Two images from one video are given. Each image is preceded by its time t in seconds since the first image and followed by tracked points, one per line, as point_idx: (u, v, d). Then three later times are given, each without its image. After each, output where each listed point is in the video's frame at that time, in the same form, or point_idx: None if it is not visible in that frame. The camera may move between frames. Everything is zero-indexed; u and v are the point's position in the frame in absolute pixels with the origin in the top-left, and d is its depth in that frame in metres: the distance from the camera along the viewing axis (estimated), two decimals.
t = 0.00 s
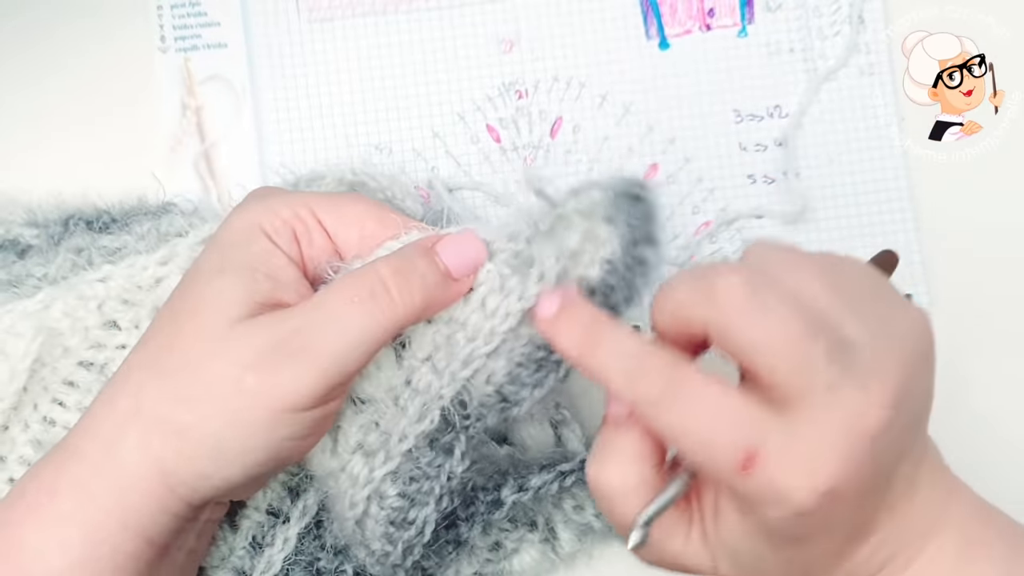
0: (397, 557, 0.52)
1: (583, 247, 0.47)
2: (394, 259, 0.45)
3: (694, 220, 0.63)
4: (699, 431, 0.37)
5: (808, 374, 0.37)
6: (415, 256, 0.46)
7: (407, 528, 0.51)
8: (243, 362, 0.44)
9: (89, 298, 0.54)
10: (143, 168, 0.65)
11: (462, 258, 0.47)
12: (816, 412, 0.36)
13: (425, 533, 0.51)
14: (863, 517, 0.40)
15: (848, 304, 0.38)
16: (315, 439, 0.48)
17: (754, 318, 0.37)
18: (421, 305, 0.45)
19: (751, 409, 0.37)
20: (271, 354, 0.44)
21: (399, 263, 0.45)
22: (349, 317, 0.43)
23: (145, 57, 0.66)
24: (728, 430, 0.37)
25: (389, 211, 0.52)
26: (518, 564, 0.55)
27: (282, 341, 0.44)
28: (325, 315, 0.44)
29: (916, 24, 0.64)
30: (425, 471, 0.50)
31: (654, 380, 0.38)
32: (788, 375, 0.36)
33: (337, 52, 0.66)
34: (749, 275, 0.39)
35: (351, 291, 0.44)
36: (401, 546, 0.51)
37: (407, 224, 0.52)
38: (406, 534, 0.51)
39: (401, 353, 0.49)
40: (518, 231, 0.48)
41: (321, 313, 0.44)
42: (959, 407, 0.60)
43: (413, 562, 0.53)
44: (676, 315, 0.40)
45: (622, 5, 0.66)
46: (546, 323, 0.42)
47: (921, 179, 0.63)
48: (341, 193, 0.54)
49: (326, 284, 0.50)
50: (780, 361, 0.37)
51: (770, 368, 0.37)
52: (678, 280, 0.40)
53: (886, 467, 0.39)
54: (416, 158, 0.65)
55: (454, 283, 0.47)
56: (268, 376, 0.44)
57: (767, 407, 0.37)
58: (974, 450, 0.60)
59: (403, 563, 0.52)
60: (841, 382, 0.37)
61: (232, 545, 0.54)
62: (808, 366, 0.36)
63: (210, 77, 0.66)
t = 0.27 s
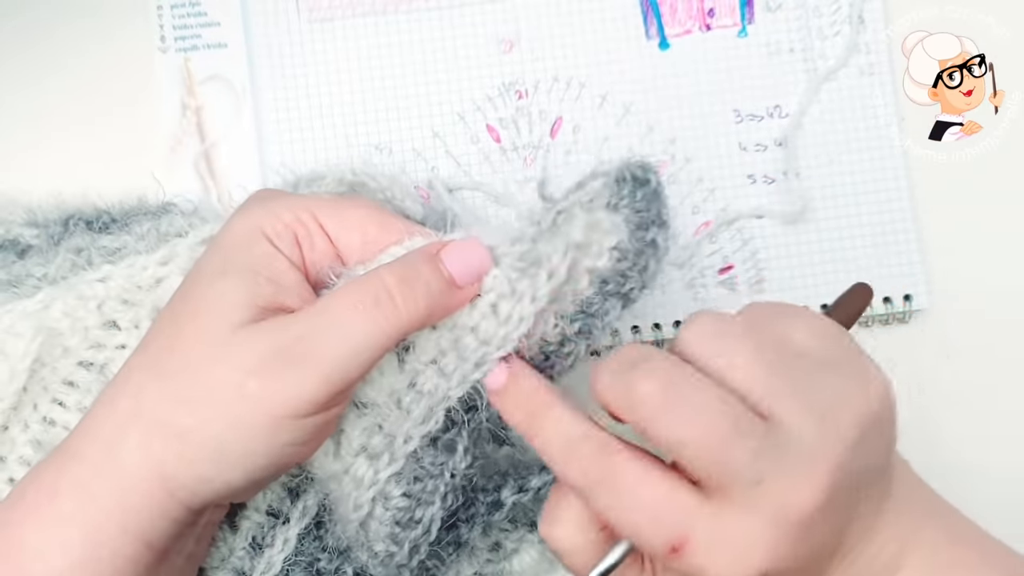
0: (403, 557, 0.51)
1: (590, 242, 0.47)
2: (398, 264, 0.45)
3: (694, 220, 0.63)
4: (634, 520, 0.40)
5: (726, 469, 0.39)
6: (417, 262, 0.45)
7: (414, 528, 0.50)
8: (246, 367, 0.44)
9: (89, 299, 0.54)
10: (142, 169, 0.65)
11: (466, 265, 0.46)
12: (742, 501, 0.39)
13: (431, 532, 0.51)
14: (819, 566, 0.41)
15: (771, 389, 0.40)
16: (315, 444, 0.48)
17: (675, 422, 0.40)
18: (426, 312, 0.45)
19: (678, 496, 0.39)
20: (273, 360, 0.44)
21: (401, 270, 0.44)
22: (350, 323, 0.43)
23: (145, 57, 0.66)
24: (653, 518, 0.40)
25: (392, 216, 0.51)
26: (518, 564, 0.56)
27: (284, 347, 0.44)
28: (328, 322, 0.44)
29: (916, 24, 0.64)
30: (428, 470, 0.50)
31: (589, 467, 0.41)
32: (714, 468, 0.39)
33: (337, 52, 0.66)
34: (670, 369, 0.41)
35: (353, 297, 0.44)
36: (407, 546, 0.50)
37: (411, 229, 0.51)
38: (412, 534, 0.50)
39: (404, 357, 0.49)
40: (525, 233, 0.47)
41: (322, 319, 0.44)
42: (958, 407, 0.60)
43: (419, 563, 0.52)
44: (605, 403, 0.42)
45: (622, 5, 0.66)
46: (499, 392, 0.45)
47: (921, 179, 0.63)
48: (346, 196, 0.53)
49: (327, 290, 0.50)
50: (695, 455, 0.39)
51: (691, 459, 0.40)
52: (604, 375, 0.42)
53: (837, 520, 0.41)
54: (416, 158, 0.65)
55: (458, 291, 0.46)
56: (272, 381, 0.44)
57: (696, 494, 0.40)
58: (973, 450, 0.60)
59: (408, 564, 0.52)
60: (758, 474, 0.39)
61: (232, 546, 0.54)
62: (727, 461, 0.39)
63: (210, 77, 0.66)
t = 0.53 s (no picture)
0: (409, 554, 0.51)
1: (587, 222, 0.49)
2: (401, 268, 0.45)
3: (694, 220, 0.63)
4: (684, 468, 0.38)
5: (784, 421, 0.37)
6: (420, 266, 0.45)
7: (421, 525, 0.51)
8: (249, 371, 0.44)
9: (89, 299, 0.54)
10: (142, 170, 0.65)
11: (470, 268, 0.46)
12: (794, 455, 0.37)
13: (438, 529, 0.52)
14: (849, 537, 0.40)
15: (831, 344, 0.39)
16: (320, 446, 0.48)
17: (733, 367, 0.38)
18: (429, 316, 0.45)
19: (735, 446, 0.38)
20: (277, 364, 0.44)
21: (404, 274, 0.44)
22: (354, 328, 0.43)
23: (145, 57, 0.66)
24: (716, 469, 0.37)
25: (394, 219, 0.52)
26: (518, 564, 0.55)
27: (288, 352, 0.44)
28: (331, 327, 0.43)
29: (916, 24, 0.64)
30: (438, 468, 0.51)
31: (636, 415, 0.39)
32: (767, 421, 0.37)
33: (337, 53, 0.66)
34: (730, 316, 0.40)
35: (357, 302, 0.43)
36: (414, 543, 0.51)
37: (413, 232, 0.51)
38: (420, 531, 0.51)
39: (411, 357, 0.49)
40: (520, 224, 0.50)
41: (326, 324, 0.44)
42: (958, 408, 0.60)
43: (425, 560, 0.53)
44: (660, 352, 0.41)
45: (621, 5, 0.66)
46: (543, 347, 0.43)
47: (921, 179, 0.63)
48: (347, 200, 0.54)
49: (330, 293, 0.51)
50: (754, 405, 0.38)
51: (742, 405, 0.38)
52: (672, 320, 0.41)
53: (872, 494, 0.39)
54: (416, 158, 0.65)
55: (462, 295, 0.46)
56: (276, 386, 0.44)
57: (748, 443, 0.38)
58: (973, 449, 0.60)
59: (414, 561, 0.52)
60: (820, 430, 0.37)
61: (231, 546, 0.54)
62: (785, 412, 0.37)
63: (210, 77, 0.66)
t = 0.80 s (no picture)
0: (416, 551, 0.52)
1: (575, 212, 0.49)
2: (404, 272, 0.45)
3: (694, 220, 0.63)
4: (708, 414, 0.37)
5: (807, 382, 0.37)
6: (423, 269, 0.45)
7: (429, 521, 0.51)
8: (253, 373, 0.44)
9: (89, 299, 0.54)
10: (143, 170, 0.65)
11: (471, 273, 0.46)
12: (824, 414, 0.37)
13: (445, 527, 0.52)
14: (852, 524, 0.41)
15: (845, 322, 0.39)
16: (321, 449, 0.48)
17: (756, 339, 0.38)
18: (431, 320, 0.45)
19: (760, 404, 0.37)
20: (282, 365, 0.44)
21: (407, 277, 0.44)
22: (356, 332, 0.43)
23: (145, 58, 0.66)
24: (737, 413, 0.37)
25: (395, 222, 0.52)
26: (518, 564, 0.55)
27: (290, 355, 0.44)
28: (334, 330, 0.43)
29: (916, 24, 0.64)
30: (445, 465, 0.51)
31: (669, 366, 0.38)
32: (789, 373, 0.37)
33: (337, 53, 0.66)
34: (758, 272, 0.40)
35: (359, 305, 0.43)
36: (422, 540, 0.51)
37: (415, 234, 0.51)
38: (428, 527, 0.51)
39: (414, 359, 0.49)
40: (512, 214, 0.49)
41: (329, 327, 0.43)
42: (958, 408, 0.60)
43: (432, 557, 0.53)
44: (686, 306, 0.41)
45: (621, 5, 0.66)
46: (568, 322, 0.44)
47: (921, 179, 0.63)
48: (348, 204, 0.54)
49: (331, 295, 0.50)
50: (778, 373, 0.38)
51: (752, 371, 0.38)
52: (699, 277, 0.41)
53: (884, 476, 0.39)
54: (416, 158, 0.65)
55: (464, 298, 0.46)
56: (279, 389, 0.44)
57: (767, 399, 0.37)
58: (975, 449, 0.60)
59: (421, 558, 0.52)
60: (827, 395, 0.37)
61: (232, 547, 0.54)
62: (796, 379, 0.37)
63: (210, 77, 0.66)
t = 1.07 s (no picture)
0: (408, 558, 0.51)
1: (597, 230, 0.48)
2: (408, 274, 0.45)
3: (694, 220, 0.63)
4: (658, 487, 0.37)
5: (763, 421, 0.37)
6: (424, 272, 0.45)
7: (421, 529, 0.51)
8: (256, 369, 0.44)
9: (91, 300, 0.54)
10: (144, 170, 0.65)
11: (478, 278, 0.45)
12: (771, 473, 0.36)
13: (438, 532, 0.51)
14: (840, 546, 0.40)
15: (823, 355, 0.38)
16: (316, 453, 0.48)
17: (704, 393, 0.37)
18: (436, 322, 0.44)
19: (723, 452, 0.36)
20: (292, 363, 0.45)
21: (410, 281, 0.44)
22: (362, 333, 0.43)
23: (145, 58, 0.66)
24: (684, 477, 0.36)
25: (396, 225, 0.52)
26: (519, 564, 0.56)
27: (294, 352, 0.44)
28: (339, 329, 0.43)
29: (916, 24, 0.64)
30: (433, 470, 0.51)
31: (615, 449, 0.37)
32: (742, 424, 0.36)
33: (337, 52, 0.66)
34: (696, 341, 0.38)
35: (365, 305, 0.43)
36: (413, 547, 0.51)
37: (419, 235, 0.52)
38: (419, 535, 0.51)
39: (407, 362, 0.49)
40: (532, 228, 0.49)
41: (335, 326, 0.43)
42: (957, 407, 0.60)
43: (424, 564, 0.53)
44: (632, 376, 0.40)
45: (622, 5, 0.66)
46: (516, 375, 0.41)
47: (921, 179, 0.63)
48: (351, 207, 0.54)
49: (336, 296, 0.51)
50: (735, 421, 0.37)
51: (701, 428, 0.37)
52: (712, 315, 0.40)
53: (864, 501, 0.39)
54: (416, 158, 0.65)
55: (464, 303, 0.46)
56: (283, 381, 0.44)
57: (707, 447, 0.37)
58: (975, 447, 0.60)
59: (412, 565, 0.52)
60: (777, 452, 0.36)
61: (234, 546, 0.53)
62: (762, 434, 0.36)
63: (210, 77, 0.66)
